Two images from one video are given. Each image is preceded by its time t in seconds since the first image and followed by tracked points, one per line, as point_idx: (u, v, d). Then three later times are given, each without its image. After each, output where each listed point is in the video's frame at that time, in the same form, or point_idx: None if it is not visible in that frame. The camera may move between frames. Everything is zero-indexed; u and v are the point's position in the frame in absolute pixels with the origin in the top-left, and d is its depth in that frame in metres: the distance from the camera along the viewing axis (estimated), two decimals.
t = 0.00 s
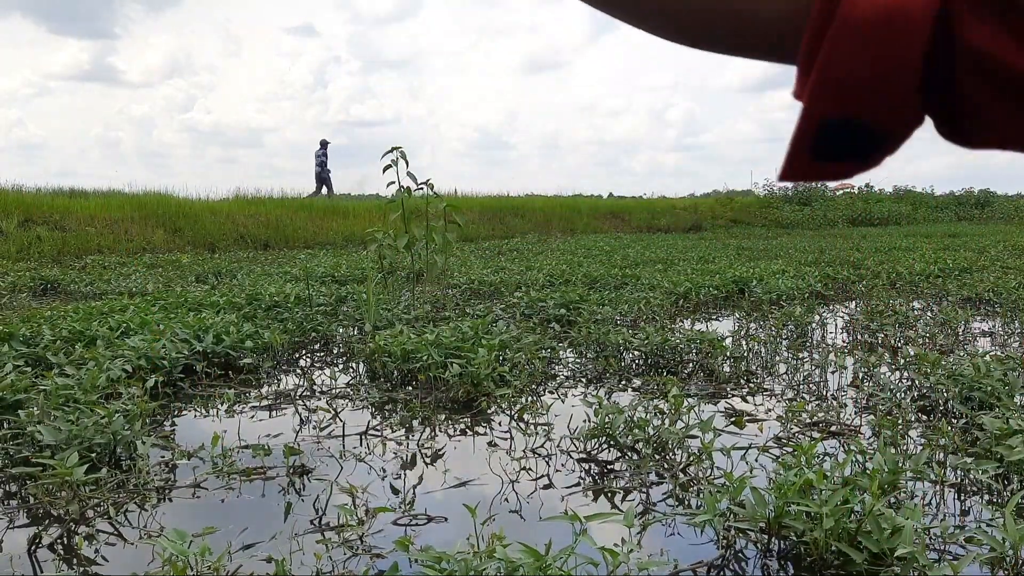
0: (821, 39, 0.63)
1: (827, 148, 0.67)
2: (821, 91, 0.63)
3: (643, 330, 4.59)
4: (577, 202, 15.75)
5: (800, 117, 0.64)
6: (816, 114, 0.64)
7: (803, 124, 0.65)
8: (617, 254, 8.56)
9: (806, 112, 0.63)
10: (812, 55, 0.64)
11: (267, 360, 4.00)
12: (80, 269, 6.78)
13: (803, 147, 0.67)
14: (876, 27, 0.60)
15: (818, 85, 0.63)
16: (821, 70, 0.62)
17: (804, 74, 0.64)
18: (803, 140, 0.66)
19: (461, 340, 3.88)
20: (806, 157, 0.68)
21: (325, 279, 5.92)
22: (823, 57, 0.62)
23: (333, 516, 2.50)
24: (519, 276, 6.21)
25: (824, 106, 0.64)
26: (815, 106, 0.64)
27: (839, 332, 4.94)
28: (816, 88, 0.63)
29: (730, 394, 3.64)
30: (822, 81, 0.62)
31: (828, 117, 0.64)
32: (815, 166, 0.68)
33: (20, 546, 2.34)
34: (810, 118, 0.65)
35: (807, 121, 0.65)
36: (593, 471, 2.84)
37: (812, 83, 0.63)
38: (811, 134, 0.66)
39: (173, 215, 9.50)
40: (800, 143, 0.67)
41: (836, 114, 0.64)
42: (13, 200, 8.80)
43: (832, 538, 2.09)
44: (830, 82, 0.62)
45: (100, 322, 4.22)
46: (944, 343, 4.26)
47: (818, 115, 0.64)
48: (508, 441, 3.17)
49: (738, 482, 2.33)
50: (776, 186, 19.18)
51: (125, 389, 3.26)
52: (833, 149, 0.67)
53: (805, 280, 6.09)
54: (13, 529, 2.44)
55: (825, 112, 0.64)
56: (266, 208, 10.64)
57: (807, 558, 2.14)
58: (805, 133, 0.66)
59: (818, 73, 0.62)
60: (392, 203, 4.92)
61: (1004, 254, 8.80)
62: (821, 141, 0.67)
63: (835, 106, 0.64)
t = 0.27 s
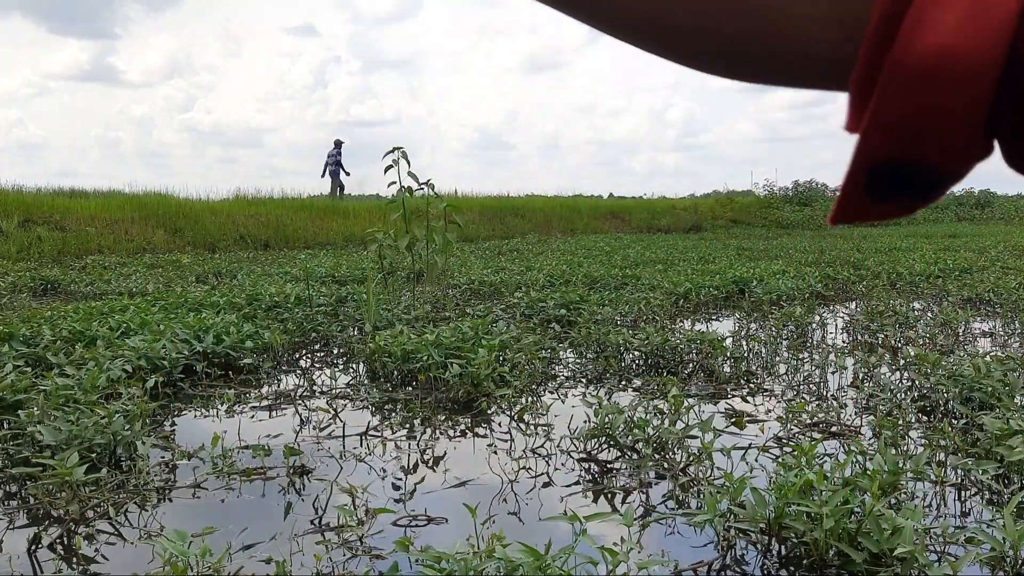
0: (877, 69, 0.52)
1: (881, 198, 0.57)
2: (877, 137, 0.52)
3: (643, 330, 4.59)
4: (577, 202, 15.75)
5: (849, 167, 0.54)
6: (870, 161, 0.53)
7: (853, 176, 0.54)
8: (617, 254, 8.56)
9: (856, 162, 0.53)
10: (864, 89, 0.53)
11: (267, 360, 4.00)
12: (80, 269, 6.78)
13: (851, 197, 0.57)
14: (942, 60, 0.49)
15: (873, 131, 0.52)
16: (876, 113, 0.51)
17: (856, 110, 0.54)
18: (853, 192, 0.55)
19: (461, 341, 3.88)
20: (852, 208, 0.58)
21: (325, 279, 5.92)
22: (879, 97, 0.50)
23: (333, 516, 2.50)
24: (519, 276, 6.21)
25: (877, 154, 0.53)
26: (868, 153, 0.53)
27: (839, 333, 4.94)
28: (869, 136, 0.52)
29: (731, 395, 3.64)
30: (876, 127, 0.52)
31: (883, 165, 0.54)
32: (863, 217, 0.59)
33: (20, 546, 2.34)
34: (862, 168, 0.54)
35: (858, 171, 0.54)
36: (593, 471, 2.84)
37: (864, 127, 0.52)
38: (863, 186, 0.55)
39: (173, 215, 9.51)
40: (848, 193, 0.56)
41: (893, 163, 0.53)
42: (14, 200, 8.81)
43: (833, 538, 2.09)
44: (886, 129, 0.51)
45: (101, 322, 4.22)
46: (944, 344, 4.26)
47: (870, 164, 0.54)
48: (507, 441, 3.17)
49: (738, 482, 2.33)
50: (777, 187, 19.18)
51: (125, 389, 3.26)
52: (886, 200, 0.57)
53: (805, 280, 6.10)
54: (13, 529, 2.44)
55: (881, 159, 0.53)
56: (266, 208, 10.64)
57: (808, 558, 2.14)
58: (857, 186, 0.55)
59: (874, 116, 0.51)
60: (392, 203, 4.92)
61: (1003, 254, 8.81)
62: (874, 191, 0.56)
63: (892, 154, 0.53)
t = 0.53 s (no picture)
0: (890, 71, 0.51)
1: (892, 197, 0.57)
2: (886, 138, 0.52)
3: (643, 330, 4.58)
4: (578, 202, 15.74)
5: (859, 166, 0.54)
6: (879, 160, 0.54)
7: (863, 174, 0.55)
8: (617, 255, 8.55)
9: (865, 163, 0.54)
10: (876, 89, 0.53)
11: (266, 360, 4.00)
12: (80, 269, 6.77)
13: (860, 194, 0.57)
14: (953, 66, 0.48)
15: (883, 132, 0.52)
16: (886, 115, 0.51)
17: (868, 109, 0.54)
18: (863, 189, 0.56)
19: (461, 341, 3.87)
20: (862, 205, 0.59)
21: (325, 280, 5.92)
22: (891, 100, 0.50)
23: (333, 516, 2.49)
24: (519, 276, 6.21)
25: (886, 155, 0.53)
26: (876, 153, 0.54)
27: (839, 333, 4.94)
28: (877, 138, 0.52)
29: (731, 395, 3.63)
30: (885, 129, 0.52)
31: (892, 165, 0.54)
32: (875, 213, 0.59)
33: (19, 546, 2.33)
34: (872, 168, 0.55)
35: (868, 170, 0.55)
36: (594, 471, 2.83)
37: (876, 127, 0.52)
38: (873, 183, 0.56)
39: (173, 215, 9.50)
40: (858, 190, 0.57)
41: (903, 163, 0.54)
42: (14, 200, 8.80)
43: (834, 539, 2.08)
44: (897, 130, 0.52)
45: (100, 322, 4.21)
46: (945, 344, 4.26)
47: (880, 163, 0.54)
48: (507, 442, 3.17)
49: (739, 483, 2.33)
50: (777, 187, 19.18)
51: (124, 389, 3.26)
52: (897, 198, 0.58)
53: (805, 280, 6.09)
54: (12, 529, 2.43)
55: (889, 158, 0.54)
56: (266, 208, 10.64)
57: (809, 559, 2.14)
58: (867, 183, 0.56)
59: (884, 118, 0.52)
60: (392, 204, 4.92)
61: (1004, 254, 8.81)
62: (885, 189, 0.57)
63: (900, 154, 0.53)
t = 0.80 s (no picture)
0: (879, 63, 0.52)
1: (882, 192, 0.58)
2: (876, 133, 0.53)
3: (643, 330, 4.59)
4: (578, 202, 15.74)
5: (848, 161, 0.55)
6: (868, 156, 0.54)
7: (852, 170, 0.55)
8: (617, 255, 8.56)
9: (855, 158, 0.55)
10: (866, 83, 0.53)
11: (267, 360, 4.00)
12: (80, 269, 6.78)
13: (852, 191, 0.58)
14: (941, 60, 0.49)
15: (873, 126, 0.53)
16: (881, 108, 0.52)
17: (856, 104, 0.54)
18: (852, 184, 0.56)
19: (461, 341, 3.88)
20: (852, 203, 0.59)
21: (326, 280, 5.93)
22: (879, 91, 0.51)
23: (333, 516, 2.50)
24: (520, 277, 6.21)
25: (878, 147, 0.54)
26: (866, 147, 0.54)
27: (839, 333, 4.94)
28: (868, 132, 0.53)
29: (731, 395, 3.64)
30: (876, 123, 0.53)
31: (883, 159, 0.54)
32: (866, 210, 0.59)
33: (20, 546, 2.33)
34: (861, 164, 0.55)
35: (858, 166, 0.55)
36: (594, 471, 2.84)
37: (865, 120, 0.53)
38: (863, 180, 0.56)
39: (173, 215, 9.51)
40: (846, 188, 0.57)
41: (896, 158, 0.54)
42: (15, 200, 8.82)
43: (833, 539, 2.09)
44: (888, 125, 0.52)
45: (101, 322, 4.22)
46: (944, 344, 4.26)
47: (870, 158, 0.55)
48: (507, 442, 3.18)
49: (739, 483, 2.33)
50: (777, 187, 19.19)
51: (125, 389, 3.26)
52: (885, 191, 0.58)
53: (806, 281, 6.10)
54: (13, 529, 2.44)
55: (882, 153, 0.54)
56: (266, 208, 10.64)
57: (809, 559, 2.14)
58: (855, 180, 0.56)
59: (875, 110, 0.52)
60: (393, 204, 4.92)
61: (1004, 254, 8.81)
62: (876, 184, 0.57)
63: (891, 149, 0.54)
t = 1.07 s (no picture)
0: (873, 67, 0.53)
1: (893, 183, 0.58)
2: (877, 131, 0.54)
3: (643, 330, 4.59)
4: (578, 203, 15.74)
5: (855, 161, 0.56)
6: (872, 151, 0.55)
7: (859, 172, 0.56)
8: (617, 255, 8.56)
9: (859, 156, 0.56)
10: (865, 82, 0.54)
11: (267, 360, 4.00)
12: (81, 269, 6.79)
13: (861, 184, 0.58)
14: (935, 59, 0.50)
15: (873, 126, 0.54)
16: (881, 109, 0.53)
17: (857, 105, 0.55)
18: (858, 189, 0.57)
19: (461, 341, 3.88)
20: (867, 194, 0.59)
21: (326, 280, 5.93)
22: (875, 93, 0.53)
23: (333, 516, 2.50)
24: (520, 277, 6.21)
25: (880, 149, 0.55)
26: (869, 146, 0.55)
27: (839, 333, 4.95)
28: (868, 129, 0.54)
29: (731, 395, 3.64)
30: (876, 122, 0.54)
31: (886, 158, 0.55)
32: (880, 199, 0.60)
33: (20, 546, 2.33)
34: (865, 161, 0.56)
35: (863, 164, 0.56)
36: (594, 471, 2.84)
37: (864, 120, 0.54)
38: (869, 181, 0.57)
39: (174, 215, 9.51)
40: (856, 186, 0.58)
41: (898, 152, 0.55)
42: (15, 200, 8.83)
43: (833, 539, 2.09)
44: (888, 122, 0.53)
45: (101, 322, 4.22)
46: (944, 344, 4.26)
47: (874, 159, 0.55)
48: (508, 442, 3.18)
49: (739, 483, 2.33)
50: (777, 188, 19.19)
51: (125, 389, 3.26)
52: (893, 192, 0.58)
53: (805, 281, 6.11)
54: (13, 529, 2.44)
55: (885, 153, 0.55)
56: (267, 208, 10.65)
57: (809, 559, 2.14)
58: (862, 182, 0.57)
59: (874, 112, 0.53)
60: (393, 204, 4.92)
61: (1004, 254, 8.81)
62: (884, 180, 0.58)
63: (895, 148, 0.55)
